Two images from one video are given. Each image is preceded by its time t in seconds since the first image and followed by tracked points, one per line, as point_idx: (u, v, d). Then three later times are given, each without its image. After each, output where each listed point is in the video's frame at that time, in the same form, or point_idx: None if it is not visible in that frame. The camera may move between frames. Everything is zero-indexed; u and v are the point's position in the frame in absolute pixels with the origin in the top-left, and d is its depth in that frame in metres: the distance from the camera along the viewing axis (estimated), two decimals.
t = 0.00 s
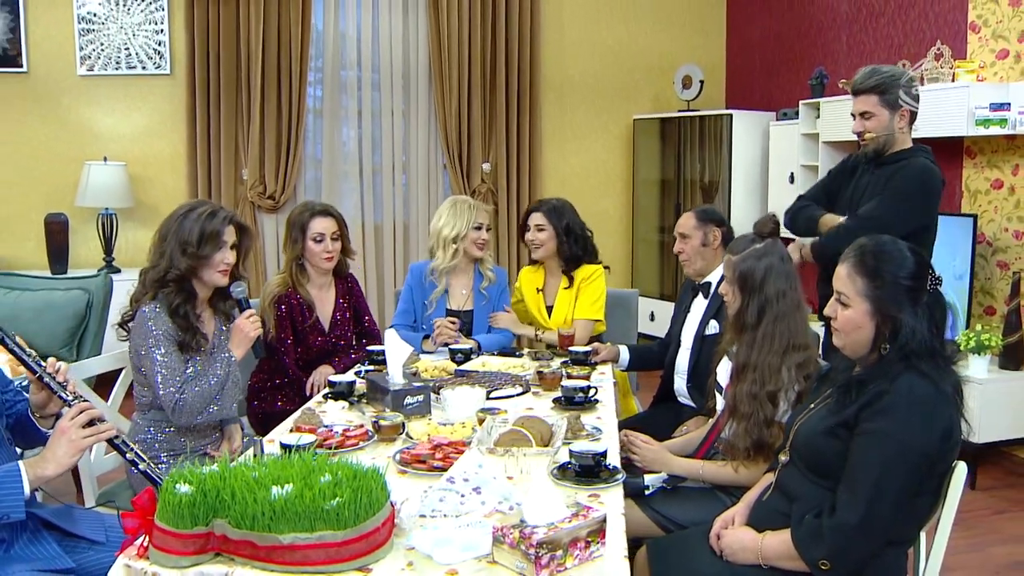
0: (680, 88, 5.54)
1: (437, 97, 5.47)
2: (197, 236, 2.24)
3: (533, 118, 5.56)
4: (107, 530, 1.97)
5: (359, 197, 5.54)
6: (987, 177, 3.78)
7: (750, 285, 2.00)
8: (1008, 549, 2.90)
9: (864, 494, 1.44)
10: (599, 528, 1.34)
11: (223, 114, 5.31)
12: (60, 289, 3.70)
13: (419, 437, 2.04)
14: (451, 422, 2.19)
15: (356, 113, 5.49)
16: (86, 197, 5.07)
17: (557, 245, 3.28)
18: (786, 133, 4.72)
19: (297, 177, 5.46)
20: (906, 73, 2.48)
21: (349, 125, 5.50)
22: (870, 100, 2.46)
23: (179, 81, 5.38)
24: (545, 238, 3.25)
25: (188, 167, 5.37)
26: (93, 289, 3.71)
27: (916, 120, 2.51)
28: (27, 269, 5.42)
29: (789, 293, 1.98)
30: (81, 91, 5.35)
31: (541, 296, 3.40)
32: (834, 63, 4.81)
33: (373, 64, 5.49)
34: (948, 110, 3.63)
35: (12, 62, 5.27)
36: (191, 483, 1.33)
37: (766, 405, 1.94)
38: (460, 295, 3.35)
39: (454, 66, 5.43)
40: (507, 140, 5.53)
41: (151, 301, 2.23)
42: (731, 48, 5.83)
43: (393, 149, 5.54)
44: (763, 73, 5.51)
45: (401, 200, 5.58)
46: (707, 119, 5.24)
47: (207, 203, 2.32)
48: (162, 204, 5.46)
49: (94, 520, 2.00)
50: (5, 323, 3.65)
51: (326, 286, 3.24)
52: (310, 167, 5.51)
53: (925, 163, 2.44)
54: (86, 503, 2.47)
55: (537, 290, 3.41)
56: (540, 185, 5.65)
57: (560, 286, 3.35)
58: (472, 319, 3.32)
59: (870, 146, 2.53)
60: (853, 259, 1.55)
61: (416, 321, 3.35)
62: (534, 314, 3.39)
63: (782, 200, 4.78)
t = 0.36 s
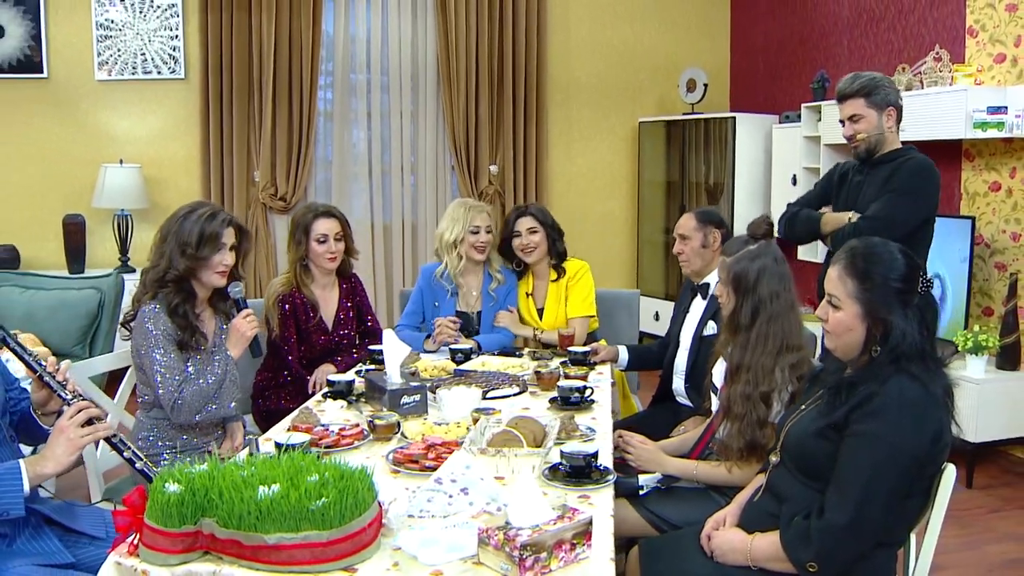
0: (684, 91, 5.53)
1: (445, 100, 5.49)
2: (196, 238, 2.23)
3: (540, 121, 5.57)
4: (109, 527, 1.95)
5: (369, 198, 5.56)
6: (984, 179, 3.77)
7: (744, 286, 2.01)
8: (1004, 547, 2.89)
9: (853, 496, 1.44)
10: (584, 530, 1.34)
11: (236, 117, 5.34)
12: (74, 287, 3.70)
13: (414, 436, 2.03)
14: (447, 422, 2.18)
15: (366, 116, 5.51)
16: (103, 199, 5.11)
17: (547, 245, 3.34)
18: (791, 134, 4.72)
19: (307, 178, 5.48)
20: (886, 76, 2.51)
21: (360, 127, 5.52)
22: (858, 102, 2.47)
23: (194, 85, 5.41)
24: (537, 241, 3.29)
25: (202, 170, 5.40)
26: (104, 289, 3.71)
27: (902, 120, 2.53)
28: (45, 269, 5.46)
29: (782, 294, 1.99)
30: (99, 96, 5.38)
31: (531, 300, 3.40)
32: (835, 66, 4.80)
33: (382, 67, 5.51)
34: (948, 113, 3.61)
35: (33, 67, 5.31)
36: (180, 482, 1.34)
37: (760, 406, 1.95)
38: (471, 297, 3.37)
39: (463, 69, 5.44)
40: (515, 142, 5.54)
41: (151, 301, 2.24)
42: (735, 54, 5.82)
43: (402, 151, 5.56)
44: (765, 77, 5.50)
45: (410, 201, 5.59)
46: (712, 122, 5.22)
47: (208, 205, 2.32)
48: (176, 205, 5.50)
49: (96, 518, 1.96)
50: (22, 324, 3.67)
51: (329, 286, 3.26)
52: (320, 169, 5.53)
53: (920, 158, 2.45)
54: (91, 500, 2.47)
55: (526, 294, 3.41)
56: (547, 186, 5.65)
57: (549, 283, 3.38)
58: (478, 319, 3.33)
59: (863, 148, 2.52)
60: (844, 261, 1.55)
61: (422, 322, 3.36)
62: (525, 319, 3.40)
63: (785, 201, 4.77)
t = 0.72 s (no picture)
0: (693, 92, 5.48)
1: (454, 100, 5.47)
2: (191, 237, 2.22)
3: (549, 121, 5.54)
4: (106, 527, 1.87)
5: (378, 199, 5.55)
6: (994, 180, 3.72)
7: (743, 287, 1.99)
8: (1009, 551, 2.85)
9: (847, 502, 1.41)
10: (572, 536, 1.32)
11: (245, 118, 5.34)
12: (81, 287, 3.62)
13: (408, 438, 2.00)
14: (443, 424, 2.16)
15: (375, 116, 5.50)
16: (114, 199, 5.11)
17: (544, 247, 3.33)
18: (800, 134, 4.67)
19: (317, 178, 5.48)
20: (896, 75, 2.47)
21: (369, 128, 5.51)
22: (864, 100, 2.44)
23: (204, 85, 5.41)
24: (535, 243, 3.29)
25: (212, 170, 5.40)
26: (114, 289, 3.60)
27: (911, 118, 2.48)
28: (58, 269, 5.48)
29: (781, 295, 1.97)
30: (111, 97, 5.40)
31: (535, 301, 3.38)
32: (844, 66, 4.75)
33: (391, 68, 5.50)
34: (957, 112, 3.56)
35: (46, 69, 5.33)
36: (165, 483, 1.32)
37: (758, 409, 1.93)
38: (478, 297, 3.37)
39: (472, 70, 5.43)
40: (524, 143, 5.52)
41: (147, 299, 2.22)
42: (745, 55, 5.76)
43: (411, 151, 5.55)
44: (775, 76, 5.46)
45: (419, 202, 5.58)
46: (722, 122, 5.16)
47: (205, 203, 2.30)
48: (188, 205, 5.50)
49: (92, 518, 1.88)
50: (29, 322, 3.58)
51: (331, 285, 3.25)
52: (329, 170, 5.52)
53: (931, 163, 2.42)
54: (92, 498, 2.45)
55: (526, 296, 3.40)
56: (556, 188, 5.63)
57: (547, 282, 3.36)
58: (485, 319, 3.30)
59: (869, 147, 2.48)
60: (841, 263, 1.51)
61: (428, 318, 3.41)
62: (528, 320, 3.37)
63: (793, 202, 4.73)
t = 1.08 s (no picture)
0: (711, 91, 5.42)
1: (471, 100, 5.45)
2: (194, 236, 2.22)
3: (567, 121, 5.51)
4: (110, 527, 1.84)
5: (395, 199, 5.55)
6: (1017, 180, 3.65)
7: (753, 290, 1.96)
8: None
9: (853, 511, 1.37)
10: (569, 543, 1.29)
11: (263, 118, 5.35)
12: (96, 287, 3.63)
13: (412, 440, 1.99)
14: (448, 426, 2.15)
15: (392, 116, 5.50)
16: (132, 199, 5.14)
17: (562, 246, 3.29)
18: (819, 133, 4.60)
19: (334, 179, 5.48)
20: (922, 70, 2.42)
21: (386, 128, 5.51)
22: (881, 95, 2.41)
23: (222, 86, 5.43)
24: (552, 242, 3.25)
25: (230, 170, 5.42)
26: (127, 288, 3.65)
27: (936, 117, 2.41)
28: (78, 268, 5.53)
29: (791, 298, 1.94)
30: (130, 98, 5.43)
31: (548, 301, 3.36)
32: (865, 65, 4.68)
33: (409, 68, 5.50)
34: (979, 111, 3.50)
35: (66, 70, 5.37)
36: (160, 485, 1.30)
37: (767, 414, 1.89)
38: (489, 297, 3.35)
39: (489, 69, 5.41)
40: (541, 143, 5.48)
41: (152, 299, 2.22)
42: (765, 55, 5.69)
43: (428, 151, 5.54)
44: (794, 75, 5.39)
45: (436, 202, 5.57)
46: (742, 121, 5.08)
47: (208, 203, 2.31)
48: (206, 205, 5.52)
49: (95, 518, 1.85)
50: (42, 323, 3.59)
51: (342, 285, 3.24)
52: (346, 170, 5.52)
53: (951, 165, 2.34)
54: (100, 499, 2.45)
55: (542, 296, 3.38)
56: (574, 189, 5.59)
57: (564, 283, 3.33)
58: (494, 320, 3.29)
59: (886, 145, 2.44)
60: (849, 265, 1.47)
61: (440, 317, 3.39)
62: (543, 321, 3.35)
63: (812, 203, 4.66)
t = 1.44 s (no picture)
0: (739, 91, 5.36)
1: (497, 101, 5.44)
2: (208, 236, 2.27)
3: (593, 122, 5.47)
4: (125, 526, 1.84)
5: (420, 199, 5.55)
6: None
7: (772, 293, 1.92)
8: None
9: (868, 520, 1.34)
10: (575, 550, 1.28)
11: (289, 119, 5.38)
12: (120, 287, 3.68)
13: (425, 443, 1.99)
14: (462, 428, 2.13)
15: (418, 116, 5.51)
16: (159, 199, 5.18)
17: (592, 243, 3.28)
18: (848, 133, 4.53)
19: (360, 179, 5.50)
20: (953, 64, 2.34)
21: (412, 128, 5.52)
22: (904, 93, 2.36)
23: (248, 87, 5.47)
24: (581, 236, 3.25)
25: (256, 171, 5.46)
26: (150, 287, 3.69)
27: (967, 116, 2.32)
28: (107, 268, 5.60)
29: (811, 301, 1.90)
30: (158, 99, 5.49)
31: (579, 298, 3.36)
32: (895, 64, 4.60)
33: (435, 68, 5.50)
34: (1012, 110, 3.42)
35: (95, 72, 5.43)
36: (166, 485, 1.28)
37: (786, 419, 1.85)
38: (500, 298, 3.34)
39: (515, 70, 5.40)
40: (567, 144, 5.45)
41: (168, 299, 2.27)
42: (794, 55, 5.61)
43: (454, 152, 5.54)
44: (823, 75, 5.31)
45: (461, 203, 5.56)
46: (770, 122, 5.00)
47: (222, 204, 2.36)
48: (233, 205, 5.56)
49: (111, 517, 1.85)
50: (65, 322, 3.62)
51: (362, 286, 3.24)
52: (372, 171, 5.54)
53: (968, 170, 2.27)
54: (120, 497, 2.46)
55: (574, 293, 3.39)
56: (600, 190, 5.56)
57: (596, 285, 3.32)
58: (508, 322, 3.29)
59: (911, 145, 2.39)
60: (866, 268, 1.44)
61: (455, 323, 3.37)
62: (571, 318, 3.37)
63: (840, 204, 4.59)
